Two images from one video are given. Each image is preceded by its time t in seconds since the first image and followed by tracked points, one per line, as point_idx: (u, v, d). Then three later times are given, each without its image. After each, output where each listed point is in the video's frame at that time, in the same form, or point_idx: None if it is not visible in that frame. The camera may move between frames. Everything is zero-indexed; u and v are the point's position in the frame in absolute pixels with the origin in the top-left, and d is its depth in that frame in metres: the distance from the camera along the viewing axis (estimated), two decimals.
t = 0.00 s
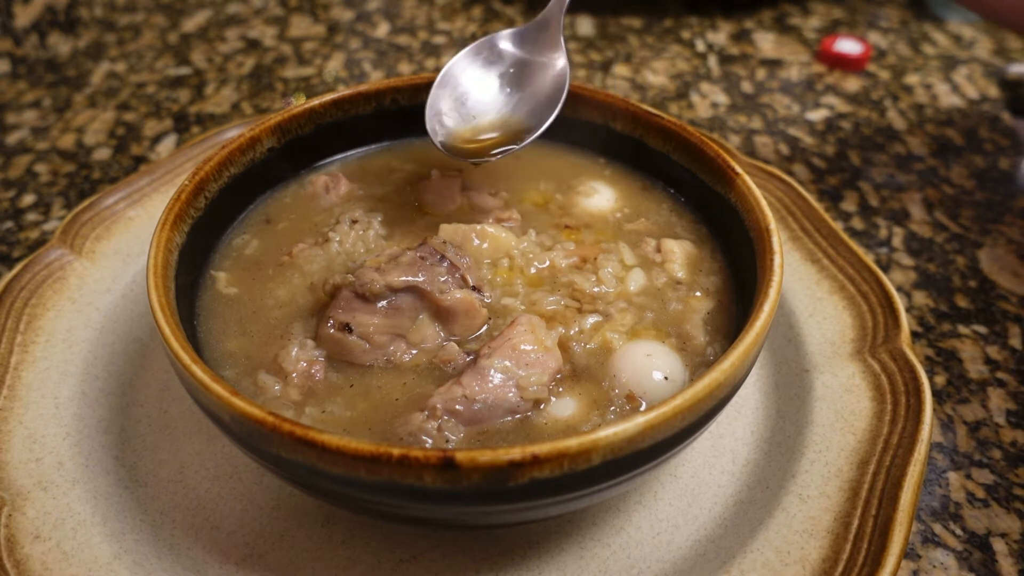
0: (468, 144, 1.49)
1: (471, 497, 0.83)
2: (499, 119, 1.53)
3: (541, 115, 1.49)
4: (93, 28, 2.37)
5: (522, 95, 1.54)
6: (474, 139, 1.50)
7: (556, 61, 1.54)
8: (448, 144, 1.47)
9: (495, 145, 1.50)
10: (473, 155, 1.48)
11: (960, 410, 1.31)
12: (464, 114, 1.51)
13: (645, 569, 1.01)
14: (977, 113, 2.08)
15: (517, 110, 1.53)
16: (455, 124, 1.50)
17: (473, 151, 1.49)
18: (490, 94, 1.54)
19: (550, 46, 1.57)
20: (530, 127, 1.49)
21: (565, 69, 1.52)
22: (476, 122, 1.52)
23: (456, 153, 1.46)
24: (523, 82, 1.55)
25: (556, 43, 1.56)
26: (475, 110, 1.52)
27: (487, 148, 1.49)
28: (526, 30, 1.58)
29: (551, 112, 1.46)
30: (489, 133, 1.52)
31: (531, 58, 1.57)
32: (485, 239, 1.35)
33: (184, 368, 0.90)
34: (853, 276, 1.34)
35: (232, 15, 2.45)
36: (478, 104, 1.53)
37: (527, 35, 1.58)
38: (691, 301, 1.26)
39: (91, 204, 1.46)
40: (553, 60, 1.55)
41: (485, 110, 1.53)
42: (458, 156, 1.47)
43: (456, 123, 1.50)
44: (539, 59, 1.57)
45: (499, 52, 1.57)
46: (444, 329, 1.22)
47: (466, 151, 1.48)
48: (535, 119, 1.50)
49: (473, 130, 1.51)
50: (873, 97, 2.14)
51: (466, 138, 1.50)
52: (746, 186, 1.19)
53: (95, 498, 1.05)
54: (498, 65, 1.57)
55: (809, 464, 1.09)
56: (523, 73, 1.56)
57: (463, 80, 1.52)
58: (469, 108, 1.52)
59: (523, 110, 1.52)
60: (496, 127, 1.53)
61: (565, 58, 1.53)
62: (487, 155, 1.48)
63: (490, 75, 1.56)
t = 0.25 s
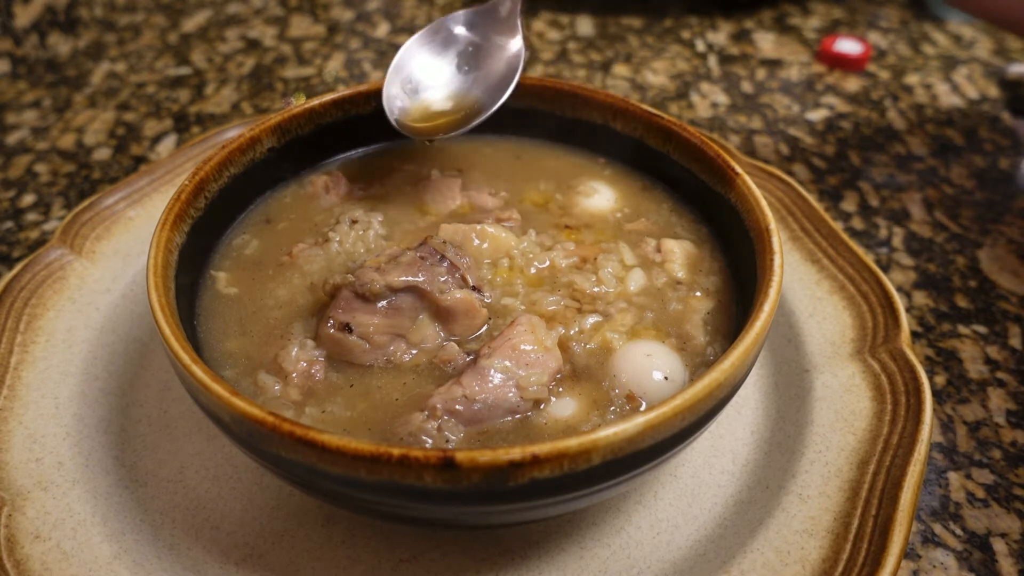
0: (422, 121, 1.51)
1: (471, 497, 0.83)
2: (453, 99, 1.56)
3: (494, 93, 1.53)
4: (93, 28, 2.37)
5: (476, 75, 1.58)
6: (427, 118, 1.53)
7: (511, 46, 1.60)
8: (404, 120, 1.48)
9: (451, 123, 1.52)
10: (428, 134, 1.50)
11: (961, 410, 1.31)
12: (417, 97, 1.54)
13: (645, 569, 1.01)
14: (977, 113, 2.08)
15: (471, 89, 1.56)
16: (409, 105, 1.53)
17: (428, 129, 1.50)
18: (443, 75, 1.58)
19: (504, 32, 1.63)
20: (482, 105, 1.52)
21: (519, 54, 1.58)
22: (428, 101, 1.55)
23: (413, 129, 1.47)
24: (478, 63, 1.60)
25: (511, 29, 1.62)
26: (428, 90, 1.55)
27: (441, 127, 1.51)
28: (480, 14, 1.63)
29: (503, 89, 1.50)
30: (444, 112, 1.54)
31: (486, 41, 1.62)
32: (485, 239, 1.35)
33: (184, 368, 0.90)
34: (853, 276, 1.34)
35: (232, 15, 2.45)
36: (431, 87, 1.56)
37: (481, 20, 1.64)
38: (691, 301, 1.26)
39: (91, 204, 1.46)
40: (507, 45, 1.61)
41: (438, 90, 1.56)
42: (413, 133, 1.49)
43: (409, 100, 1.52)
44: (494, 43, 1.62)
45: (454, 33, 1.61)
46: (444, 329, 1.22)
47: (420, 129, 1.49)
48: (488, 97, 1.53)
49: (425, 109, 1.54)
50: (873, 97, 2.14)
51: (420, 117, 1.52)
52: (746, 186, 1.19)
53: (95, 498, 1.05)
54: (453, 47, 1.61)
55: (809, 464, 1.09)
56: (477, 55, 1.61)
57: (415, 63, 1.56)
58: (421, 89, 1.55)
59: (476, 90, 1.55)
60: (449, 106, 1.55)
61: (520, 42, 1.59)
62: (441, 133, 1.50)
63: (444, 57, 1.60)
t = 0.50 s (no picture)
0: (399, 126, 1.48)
1: (471, 497, 0.83)
2: (429, 101, 1.52)
3: (472, 98, 1.50)
4: (93, 28, 2.37)
5: (454, 77, 1.54)
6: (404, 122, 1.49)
7: (490, 43, 1.55)
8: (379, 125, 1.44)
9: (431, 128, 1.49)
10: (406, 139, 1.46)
11: (961, 410, 1.31)
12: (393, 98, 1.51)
13: (645, 569, 1.01)
14: (977, 113, 2.08)
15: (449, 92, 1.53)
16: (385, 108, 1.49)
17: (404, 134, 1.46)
18: (421, 75, 1.54)
19: (483, 28, 1.57)
20: (459, 111, 1.49)
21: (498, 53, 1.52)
22: (405, 104, 1.51)
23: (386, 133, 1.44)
24: (457, 63, 1.56)
25: (489, 25, 1.57)
26: (404, 92, 1.51)
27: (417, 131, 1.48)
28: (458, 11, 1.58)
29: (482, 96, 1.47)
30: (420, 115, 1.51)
31: (465, 39, 1.57)
32: (485, 239, 1.35)
33: (184, 368, 0.90)
34: (853, 276, 1.34)
35: (232, 15, 2.45)
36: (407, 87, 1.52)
37: (459, 16, 1.59)
38: (691, 301, 1.26)
39: (91, 204, 1.46)
40: (486, 42, 1.55)
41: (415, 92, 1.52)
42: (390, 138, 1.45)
43: (384, 103, 1.49)
44: (473, 40, 1.57)
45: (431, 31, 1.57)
46: (444, 329, 1.22)
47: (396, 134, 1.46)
48: (466, 103, 1.50)
49: (402, 113, 1.50)
50: (873, 97, 2.14)
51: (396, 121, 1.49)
52: (746, 186, 1.19)
53: (95, 498, 1.05)
54: (430, 46, 1.57)
55: (808, 464, 1.09)
56: (456, 53, 1.56)
57: (391, 62, 1.52)
58: (398, 90, 1.52)
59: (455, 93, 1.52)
60: (427, 109, 1.52)
61: (500, 40, 1.53)
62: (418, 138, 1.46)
63: (421, 56, 1.56)
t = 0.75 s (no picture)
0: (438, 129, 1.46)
1: (471, 497, 0.83)
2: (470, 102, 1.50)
3: (512, 99, 1.47)
4: (93, 28, 2.37)
5: (493, 76, 1.51)
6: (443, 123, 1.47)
7: (529, 40, 1.51)
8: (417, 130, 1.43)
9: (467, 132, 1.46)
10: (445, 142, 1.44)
11: (961, 410, 1.31)
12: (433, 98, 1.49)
13: (645, 569, 1.01)
14: (977, 113, 2.08)
15: (488, 93, 1.50)
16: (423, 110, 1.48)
17: (443, 138, 1.43)
18: (459, 75, 1.51)
19: (523, 24, 1.53)
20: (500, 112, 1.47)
21: (538, 52, 1.49)
22: (445, 106, 1.49)
23: (425, 138, 1.42)
24: (497, 60, 1.52)
25: (529, 21, 1.52)
26: (445, 92, 1.50)
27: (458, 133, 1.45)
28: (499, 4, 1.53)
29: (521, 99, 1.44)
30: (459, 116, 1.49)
31: (504, 35, 1.53)
32: (485, 239, 1.35)
33: (184, 368, 0.90)
34: (853, 276, 1.34)
35: (232, 15, 2.45)
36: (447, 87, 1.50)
37: (501, 9, 1.54)
38: (691, 301, 1.26)
39: (91, 204, 1.46)
40: (526, 39, 1.51)
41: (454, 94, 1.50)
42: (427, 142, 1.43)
43: (422, 107, 1.47)
44: (512, 37, 1.53)
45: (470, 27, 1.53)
46: (444, 329, 1.22)
47: (434, 138, 1.43)
48: (506, 104, 1.47)
49: (442, 115, 1.48)
50: (873, 97, 2.14)
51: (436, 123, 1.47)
52: (746, 186, 1.19)
53: (95, 498, 1.05)
54: (468, 43, 1.53)
55: (808, 464, 1.09)
56: (495, 51, 1.53)
57: (429, 63, 1.50)
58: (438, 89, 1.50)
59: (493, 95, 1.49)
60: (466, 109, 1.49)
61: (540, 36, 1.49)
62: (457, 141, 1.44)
63: (460, 54, 1.53)
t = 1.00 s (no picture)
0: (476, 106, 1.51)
1: (471, 497, 0.83)
2: (505, 82, 1.55)
3: (546, 76, 1.52)
4: (93, 28, 2.37)
5: (527, 57, 1.57)
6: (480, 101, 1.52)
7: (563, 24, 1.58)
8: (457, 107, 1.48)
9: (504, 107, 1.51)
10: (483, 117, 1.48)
11: (961, 410, 1.31)
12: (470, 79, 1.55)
13: (645, 569, 1.01)
14: (977, 113, 2.08)
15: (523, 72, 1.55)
16: (461, 90, 1.53)
17: (481, 113, 1.49)
18: (494, 58, 1.57)
19: (555, 8, 1.60)
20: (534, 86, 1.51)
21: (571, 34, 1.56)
22: (483, 86, 1.55)
23: (464, 114, 1.47)
24: (530, 44, 1.59)
25: (561, 7, 1.60)
26: (481, 74, 1.56)
27: (495, 109, 1.50)
28: None
29: (555, 75, 1.49)
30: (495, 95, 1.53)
31: (538, 20, 1.60)
32: (485, 239, 1.35)
33: (184, 368, 0.90)
34: (853, 276, 1.34)
35: (232, 15, 2.45)
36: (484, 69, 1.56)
37: None
38: (691, 301, 1.26)
39: (91, 204, 1.46)
40: (559, 22, 1.58)
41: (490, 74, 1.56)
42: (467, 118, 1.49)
43: (461, 86, 1.53)
44: (546, 21, 1.60)
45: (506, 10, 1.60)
46: (444, 329, 1.22)
47: (473, 114, 1.48)
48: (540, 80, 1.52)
49: (479, 94, 1.54)
50: (873, 97, 2.14)
51: (474, 101, 1.52)
52: (746, 186, 1.19)
53: (95, 498, 1.05)
54: (503, 27, 1.59)
55: (808, 464, 1.09)
56: (528, 35, 1.60)
57: (467, 45, 1.56)
58: (475, 71, 1.56)
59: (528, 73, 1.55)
60: (501, 89, 1.54)
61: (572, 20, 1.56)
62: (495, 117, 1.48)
63: (495, 38, 1.59)
